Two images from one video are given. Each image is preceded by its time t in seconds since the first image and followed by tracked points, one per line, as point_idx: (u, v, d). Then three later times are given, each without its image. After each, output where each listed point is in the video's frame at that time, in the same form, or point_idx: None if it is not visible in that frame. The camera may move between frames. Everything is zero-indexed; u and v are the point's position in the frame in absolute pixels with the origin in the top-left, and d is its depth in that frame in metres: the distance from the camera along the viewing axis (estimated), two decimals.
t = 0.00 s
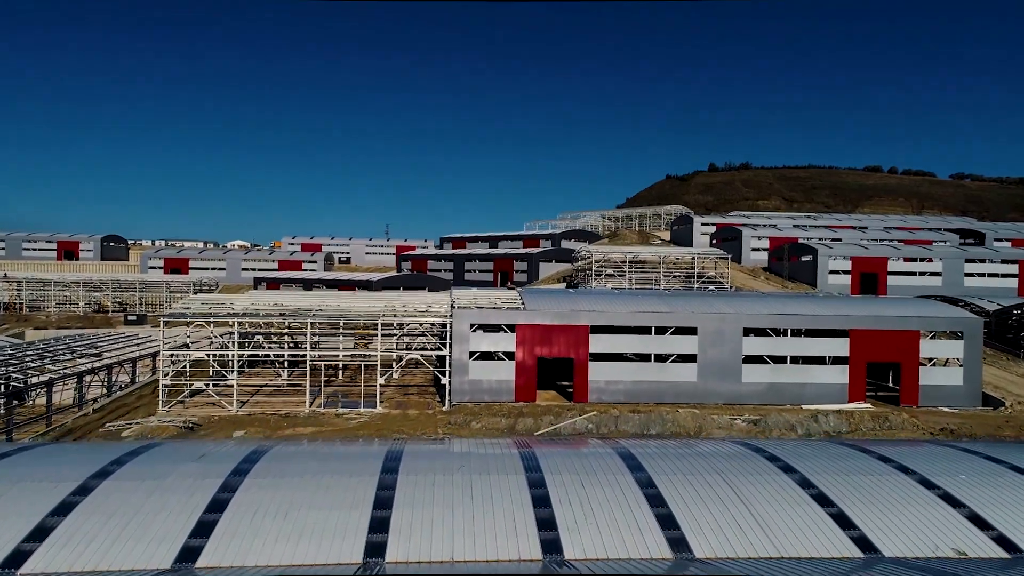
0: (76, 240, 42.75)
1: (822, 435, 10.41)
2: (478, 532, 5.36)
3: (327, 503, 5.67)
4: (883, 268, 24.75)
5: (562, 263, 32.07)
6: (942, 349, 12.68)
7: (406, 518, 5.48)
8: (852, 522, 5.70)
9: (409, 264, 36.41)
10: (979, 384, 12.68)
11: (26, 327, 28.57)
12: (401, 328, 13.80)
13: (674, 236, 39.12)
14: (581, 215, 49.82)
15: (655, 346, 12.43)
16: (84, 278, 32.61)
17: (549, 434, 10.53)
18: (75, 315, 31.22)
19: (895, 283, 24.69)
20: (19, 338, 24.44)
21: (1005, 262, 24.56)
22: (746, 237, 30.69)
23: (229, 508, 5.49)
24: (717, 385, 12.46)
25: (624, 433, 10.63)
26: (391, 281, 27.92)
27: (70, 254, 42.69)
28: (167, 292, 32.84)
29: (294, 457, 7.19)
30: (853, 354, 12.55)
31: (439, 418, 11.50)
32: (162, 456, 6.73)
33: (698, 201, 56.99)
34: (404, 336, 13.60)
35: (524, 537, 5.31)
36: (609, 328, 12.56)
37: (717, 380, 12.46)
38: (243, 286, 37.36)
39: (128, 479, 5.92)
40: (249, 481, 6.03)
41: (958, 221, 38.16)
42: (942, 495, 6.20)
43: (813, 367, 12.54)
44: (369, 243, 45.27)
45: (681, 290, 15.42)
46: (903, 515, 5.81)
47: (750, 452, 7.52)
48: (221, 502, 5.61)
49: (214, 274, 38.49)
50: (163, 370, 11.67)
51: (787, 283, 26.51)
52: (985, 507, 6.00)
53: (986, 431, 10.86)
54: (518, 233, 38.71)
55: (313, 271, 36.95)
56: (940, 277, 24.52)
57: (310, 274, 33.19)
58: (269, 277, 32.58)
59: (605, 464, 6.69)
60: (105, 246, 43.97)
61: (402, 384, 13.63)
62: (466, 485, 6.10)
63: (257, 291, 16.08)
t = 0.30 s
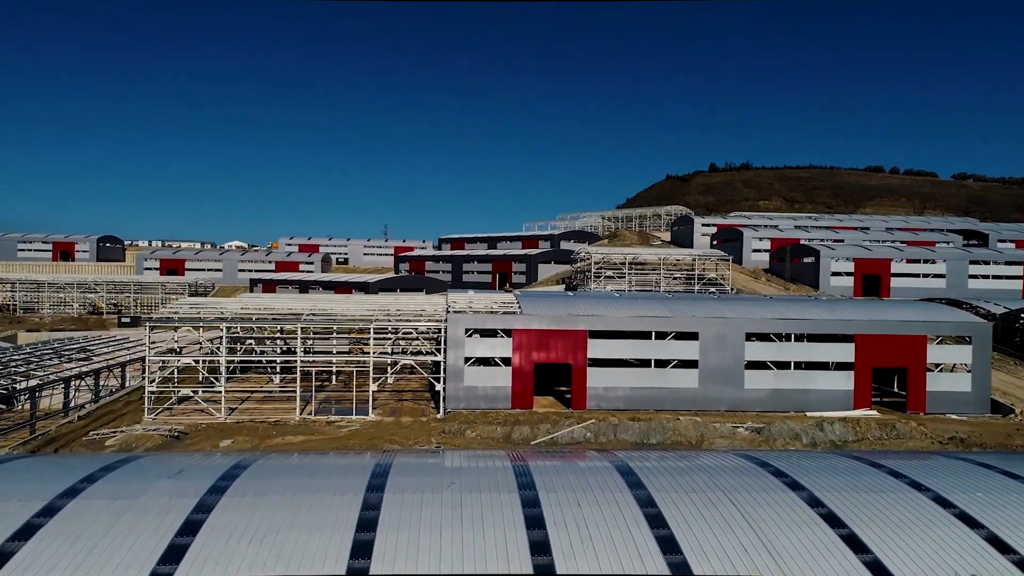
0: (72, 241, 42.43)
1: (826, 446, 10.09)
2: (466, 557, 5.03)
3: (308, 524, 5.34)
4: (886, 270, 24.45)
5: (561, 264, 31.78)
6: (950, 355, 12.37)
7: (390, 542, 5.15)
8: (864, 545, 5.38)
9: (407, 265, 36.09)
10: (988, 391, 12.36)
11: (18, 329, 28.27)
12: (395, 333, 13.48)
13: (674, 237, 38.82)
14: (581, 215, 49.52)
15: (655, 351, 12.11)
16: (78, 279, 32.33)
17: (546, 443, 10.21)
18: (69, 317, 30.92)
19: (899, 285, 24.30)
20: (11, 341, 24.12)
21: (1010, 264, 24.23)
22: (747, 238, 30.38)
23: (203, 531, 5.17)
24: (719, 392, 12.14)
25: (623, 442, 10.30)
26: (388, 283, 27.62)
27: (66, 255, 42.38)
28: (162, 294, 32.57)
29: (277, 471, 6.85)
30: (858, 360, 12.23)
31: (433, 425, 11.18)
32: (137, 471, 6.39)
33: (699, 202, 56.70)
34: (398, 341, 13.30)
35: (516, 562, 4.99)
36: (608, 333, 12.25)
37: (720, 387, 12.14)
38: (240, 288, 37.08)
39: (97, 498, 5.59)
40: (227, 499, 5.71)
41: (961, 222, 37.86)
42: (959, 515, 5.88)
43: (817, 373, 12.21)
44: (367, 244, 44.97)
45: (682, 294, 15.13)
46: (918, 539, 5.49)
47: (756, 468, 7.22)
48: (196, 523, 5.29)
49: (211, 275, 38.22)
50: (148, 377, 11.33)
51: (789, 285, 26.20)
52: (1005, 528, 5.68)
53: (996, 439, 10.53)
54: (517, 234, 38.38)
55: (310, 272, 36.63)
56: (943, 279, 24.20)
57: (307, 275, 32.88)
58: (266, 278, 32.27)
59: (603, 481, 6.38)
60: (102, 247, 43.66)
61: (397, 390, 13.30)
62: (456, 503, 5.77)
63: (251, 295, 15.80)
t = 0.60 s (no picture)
0: (67, 241, 42.06)
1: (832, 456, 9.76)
2: None
3: (285, 549, 5.01)
4: (889, 271, 24.14)
5: (560, 265, 31.44)
6: (958, 361, 12.03)
7: (372, 569, 4.82)
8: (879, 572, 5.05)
9: (405, 265, 35.76)
10: (998, 398, 12.03)
11: (11, 331, 27.94)
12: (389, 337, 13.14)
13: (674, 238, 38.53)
14: (581, 215, 49.20)
15: (655, 357, 11.78)
16: (72, 281, 31.99)
17: (543, 453, 9.87)
18: (63, 319, 30.59)
19: (902, 287, 24.11)
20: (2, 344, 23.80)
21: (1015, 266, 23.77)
22: (748, 239, 30.07)
23: (172, 557, 4.84)
24: (720, 399, 11.81)
25: (622, 452, 9.95)
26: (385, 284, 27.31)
27: (62, 256, 42.04)
28: (157, 296, 32.31)
29: (257, 486, 6.52)
30: (864, 366, 11.90)
31: (426, 434, 10.84)
32: (107, 489, 6.05)
33: (699, 202, 56.40)
34: (392, 345, 12.96)
35: None
36: (607, 338, 11.92)
37: (722, 394, 11.81)
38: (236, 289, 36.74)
39: (61, 520, 5.26)
40: (201, 519, 5.38)
41: (964, 222, 37.52)
42: (979, 537, 5.53)
43: (822, 379, 11.88)
44: (365, 244, 44.62)
45: (683, 297, 14.79)
46: (938, 565, 5.15)
47: (762, 484, 6.87)
48: (165, 548, 4.96)
49: (207, 276, 37.86)
50: (132, 384, 10.98)
51: (790, 286, 25.88)
52: None
53: (1008, 449, 10.19)
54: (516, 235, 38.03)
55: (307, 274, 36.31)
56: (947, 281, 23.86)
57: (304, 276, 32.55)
58: (262, 280, 31.92)
59: (602, 499, 6.04)
60: (97, 248, 43.30)
61: (391, 396, 12.97)
62: (444, 524, 5.45)
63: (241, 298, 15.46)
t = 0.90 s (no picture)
0: (63, 242, 41.73)
1: (838, 468, 9.41)
2: None
3: None
4: (893, 273, 23.79)
5: (559, 266, 31.10)
6: (967, 366, 11.69)
7: None
8: None
9: (403, 266, 35.39)
10: (1008, 405, 11.69)
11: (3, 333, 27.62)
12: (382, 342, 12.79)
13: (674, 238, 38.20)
14: (580, 216, 48.87)
15: (656, 363, 11.44)
16: (66, 282, 31.69)
17: (539, 463, 9.52)
18: (56, 321, 30.28)
19: (906, 288, 23.77)
20: None
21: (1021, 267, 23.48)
22: (749, 240, 29.73)
23: None
24: (722, 406, 11.47)
25: (621, 463, 9.59)
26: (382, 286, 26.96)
27: (57, 256, 41.73)
28: (153, 298, 32.11)
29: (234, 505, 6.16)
30: (870, 371, 11.56)
31: (419, 443, 10.49)
32: (73, 509, 5.70)
33: (700, 202, 56.05)
34: (385, 351, 12.62)
35: None
36: (606, 343, 11.58)
37: (724, 400, 11.46)
38: (232, 290, 36.40)
39: (18, 548, 4.92)
40: (168, 545, 5.03)
41: (966, 222, 37.18)
42: (1001, 561, 5.20)
43: (826, 385, 11.54)
44: (363, 245, 44.28)
45: (684, 300, 14.45)
46: None
47: (767, 499, 6.54)
48: None
49: (203, 277, 37.52)
50: (115, 392, 10.63)
51: (793, 288, 25.51)
52: None
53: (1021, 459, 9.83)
54: (516, 235, 37.66)
55: (304, 275, 35.99)
56: (952, 282, 23.50)
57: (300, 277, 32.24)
58: (258, 281, 31.61)
59: (599, 520, 5.69)
60: (93, 248, 42.96)
61: (384, 403, 12.62)
62: (428, 548, 5.10)
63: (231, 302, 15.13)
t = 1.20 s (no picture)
0: (58, 242, 41.40)
1: (845, 480, 9.04)
2: None
3: None
4: (897, 275, 23.42)
5: (558, 267, 30.76)
6: (977, 372, 11.33)
7: None
8: None
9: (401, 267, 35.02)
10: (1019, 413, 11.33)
11: None
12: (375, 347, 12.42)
13: (674, 239, 37.85)
14: (580, 216, 48.53)
15: (656, 369, 11.09)
16: (59, 283, 31.38)
17: (535, 475, 9.14)
18: (49, 322, 29.94)
19: (910, 290, 23.39)
20: None
21: None
22: (750, 241, 29.37)
23: None
24: (725, 414, 11.12)
25: (620, 474, 9.22)
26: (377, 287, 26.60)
27: (52, 257, 41.40)
28: (147, 299, 32.03)
29: (207, 526, 5.78)
30: (877, 378, 11.22)
31: (411, 453, 10.13)
32: (32, 534, 5.33)
33: (700, 203, 55.71)
34: (377, 355, 12.25)
35: None
36: (604, 349, 11.23)
37: (726, 408, 11.11)
38: (228, 291, 36.07)
39: None
40: None
41: (969, 223, 36.84)
42: None
43: (833, 392, 11.18)
44: (361, 245, 43.93)
45: (685, 304, 14.12)
46: None
47: (774, 518, 6.17)
48: None
49: (199, 278, 37.18)
50: (97, 400, 10.25)
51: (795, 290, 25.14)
52: None
53: None
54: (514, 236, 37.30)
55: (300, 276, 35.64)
56: (956, 284, 23.15)
57: (295, 278, 31.92)
58: (253, 282, 31.29)
59: (594, 543, 5.33)
60: (89, 249, 42.63)
61: (377, 409, 12.26)
62: None
63: (221, 306, 14.80)
